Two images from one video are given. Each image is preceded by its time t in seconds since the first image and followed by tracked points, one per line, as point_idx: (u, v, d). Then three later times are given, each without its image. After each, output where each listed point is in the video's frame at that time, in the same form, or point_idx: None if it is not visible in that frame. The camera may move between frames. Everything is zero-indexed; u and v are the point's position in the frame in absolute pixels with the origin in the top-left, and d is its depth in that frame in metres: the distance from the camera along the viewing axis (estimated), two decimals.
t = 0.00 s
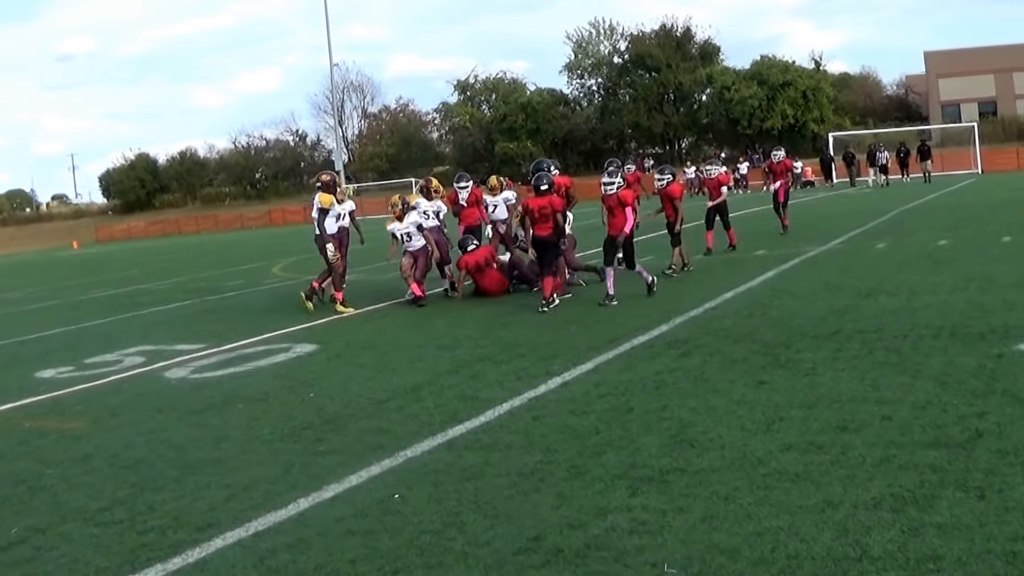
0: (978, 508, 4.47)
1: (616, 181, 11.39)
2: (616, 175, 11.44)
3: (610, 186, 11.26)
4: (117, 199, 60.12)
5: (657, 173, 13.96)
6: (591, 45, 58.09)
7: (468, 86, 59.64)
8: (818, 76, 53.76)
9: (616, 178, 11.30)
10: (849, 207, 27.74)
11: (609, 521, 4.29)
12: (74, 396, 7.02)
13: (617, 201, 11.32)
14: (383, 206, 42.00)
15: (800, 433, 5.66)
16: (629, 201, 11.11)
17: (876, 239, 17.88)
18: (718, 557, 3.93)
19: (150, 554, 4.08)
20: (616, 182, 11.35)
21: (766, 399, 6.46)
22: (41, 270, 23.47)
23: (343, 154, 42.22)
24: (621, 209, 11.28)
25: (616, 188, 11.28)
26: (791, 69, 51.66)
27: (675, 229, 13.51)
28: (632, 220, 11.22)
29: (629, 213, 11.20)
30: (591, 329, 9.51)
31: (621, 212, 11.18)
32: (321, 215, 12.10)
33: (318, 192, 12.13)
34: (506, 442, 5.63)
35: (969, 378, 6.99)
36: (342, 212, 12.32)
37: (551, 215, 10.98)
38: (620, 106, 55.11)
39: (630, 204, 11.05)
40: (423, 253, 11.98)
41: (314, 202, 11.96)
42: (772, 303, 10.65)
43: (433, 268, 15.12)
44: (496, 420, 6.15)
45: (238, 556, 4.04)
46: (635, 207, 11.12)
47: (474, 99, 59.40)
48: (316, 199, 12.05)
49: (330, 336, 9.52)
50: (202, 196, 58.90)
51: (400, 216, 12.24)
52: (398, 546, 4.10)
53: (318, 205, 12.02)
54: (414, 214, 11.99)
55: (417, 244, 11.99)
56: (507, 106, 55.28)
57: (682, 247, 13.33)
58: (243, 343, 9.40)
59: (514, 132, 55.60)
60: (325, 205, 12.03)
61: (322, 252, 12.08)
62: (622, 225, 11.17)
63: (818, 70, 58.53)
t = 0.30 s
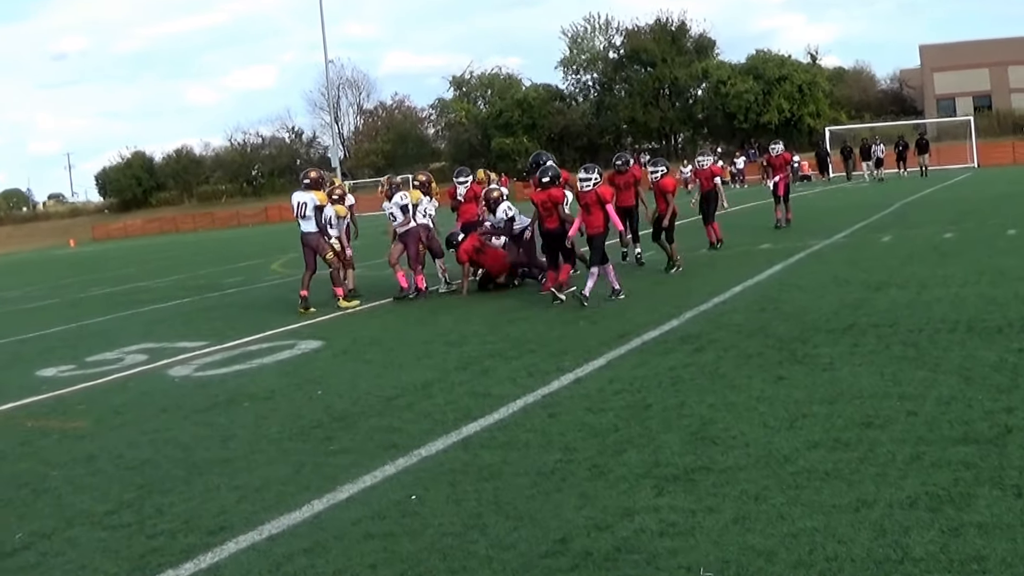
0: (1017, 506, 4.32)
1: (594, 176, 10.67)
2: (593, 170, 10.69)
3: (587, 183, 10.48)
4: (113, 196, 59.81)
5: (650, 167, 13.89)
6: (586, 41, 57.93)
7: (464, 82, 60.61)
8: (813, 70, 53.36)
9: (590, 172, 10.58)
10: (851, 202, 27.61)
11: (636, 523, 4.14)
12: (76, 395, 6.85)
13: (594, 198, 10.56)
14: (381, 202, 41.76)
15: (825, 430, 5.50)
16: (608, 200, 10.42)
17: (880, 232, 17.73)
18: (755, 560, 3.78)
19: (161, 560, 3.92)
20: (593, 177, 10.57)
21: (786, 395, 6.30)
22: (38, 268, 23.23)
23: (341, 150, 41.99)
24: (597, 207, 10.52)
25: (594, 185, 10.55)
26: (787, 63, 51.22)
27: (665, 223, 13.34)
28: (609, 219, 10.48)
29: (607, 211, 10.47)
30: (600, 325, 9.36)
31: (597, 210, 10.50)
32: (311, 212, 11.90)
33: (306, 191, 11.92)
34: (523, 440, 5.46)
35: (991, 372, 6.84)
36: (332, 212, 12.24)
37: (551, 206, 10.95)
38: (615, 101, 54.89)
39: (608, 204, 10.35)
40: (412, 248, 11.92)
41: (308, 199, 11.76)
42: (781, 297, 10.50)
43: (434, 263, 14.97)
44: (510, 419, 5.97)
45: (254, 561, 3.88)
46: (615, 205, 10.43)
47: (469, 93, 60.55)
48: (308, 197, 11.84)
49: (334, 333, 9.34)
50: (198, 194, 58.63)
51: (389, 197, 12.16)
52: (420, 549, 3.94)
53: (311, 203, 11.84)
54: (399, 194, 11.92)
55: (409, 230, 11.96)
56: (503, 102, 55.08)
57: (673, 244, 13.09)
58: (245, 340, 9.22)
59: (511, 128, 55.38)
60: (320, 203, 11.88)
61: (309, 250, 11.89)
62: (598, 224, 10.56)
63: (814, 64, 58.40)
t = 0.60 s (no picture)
0: None
1: (565, 172, 10.27)
2: (564, 166, 10.29)
3: (558, 180, 10.11)
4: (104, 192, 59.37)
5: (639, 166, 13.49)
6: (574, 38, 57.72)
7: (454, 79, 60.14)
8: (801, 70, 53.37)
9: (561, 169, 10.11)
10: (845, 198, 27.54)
11: (669, 524, 4.01)
12: (78, 391, 6.69)
13: (567, 194, 10.18)
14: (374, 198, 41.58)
15: (850, 429, 5.38)
16: (580, 197, 10.07)
17: (878, 229, 17.62)
18: (796, 564, 3.66)
19: (178, 563, 3.77)
20: (564, 174, 10.14)
21: (806, 392, 6.19)
22: (32, 263, 23.02)
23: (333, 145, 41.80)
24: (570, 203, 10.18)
25: (567, 182, 10.15)
26: (774, 62, 51.22)
27: (653, 224, 13.05)
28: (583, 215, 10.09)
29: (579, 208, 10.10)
30: (607, 320, 9.23)
31: (569, 207, 10.15)
32: (307, 207, 11.77)
33: (298, 185, 11.77)
34: (542, 438, 5.34)
35: (1010, 369, 6.73)
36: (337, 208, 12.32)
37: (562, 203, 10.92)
38: (604, 98, 54.70)
39: (580, 202, 10.00)
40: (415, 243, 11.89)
41: (305, 194, 11.63)
42: (787, 293, 10.38)
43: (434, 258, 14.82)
44: (525, 417, 5.84)
45: (277, 564, 3.74)
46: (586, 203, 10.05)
47: (458, 91, 59.90)
48: (304, 192, 11.70)
49: (337, 328, 9.19)
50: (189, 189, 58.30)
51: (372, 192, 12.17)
52: (448, 551, 3.80)
53: (308, 198, 11.71)
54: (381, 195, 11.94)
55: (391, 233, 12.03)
56: (492, 98, 54.89)
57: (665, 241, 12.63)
58: (247, 335, 9.06)
59: (501, 124, 55.21)
60: (316, 197, 11.78)
61: (304, 244, 11.76)
62: (571, 221, 10.22)
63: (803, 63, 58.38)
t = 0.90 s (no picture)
0: None
1: (534, 175, 9.96)
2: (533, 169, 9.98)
3: (526, 184, 9.89)
4: (92, 186, 58.88)
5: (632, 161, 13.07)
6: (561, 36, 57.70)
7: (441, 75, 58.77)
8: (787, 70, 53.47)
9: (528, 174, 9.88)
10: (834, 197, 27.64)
11: (703, 527, 3.90)
12: (78, 387, 6.54)
13: (533, 199, 9.92)
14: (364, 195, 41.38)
15: (874, 429, 5.29)
16: (545, 202, 9.75)
17: (874, 228, 17.58)
18: (840, 568, 3.55)
19: (197, 566, 3.62)
20: (530, 177, 9.89)
21: (825, 392, 6.10)
22: (20, 259, 22.74)
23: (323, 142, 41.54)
24: (538, 208, 9.92)
25: (532, 186, 9.90)
26: (760, 62, 51.25)
27: (641, 222, 12.56)
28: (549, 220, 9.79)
29: (546, 212, 9.81)
30: (612, 318, 9.11)
31: (537, 212, 9.89)
32: (302, 202, 11.59)
33: (294, 180, 11.63)
34: (561, 438, 5.22)
35: None
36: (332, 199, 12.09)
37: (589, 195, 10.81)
38: (591, 96, 54.57)
39: (545, 207, 9.71)
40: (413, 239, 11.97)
41: (301, 187, 11.48)
42: (791, 292, 10.30)
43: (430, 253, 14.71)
44: (541, 417, 5.71)
45: (301, 566, 3.59)
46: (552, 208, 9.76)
47: (446, 88, 58.67)
48: (299, 186, 11.56)
49: (338, 324, 9.05)
50: (178, 184, 57.98)
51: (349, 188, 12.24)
52: (479, 553, 3.68)
53: (304, 192, 11.57)
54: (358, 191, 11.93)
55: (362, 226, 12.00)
56: (480, 96, 54.79)
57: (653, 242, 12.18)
58: (246, 331, 8.91)
59: (488, 122, 55.15)
60: (311, 192, 11.65)
61: (299, 239, 11.50)
62: (538, 227, 9.93)
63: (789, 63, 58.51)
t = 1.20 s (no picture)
0: None
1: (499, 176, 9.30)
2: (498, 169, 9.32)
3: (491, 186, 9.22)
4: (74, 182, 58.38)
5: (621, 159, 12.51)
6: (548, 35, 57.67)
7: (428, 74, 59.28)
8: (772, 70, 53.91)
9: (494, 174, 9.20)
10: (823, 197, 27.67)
11: (737, 532, 3.77)
12: (73, 385, 6.35)
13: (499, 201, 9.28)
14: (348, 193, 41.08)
15: (897, 431, 5.17)
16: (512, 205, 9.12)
17: (868, 228, 17.49)
18: None
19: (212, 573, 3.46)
20: (497, 178, 9.23)
21: (841, 392, 5.97)
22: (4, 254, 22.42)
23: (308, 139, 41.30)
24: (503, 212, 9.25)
25: (498, 188, 9.25)
26: (746, 62, 51.72)
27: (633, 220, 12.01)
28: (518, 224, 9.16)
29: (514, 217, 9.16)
30: (614, 317, 8.97)
31: (502, 215, 9.23)
32: (294, 196, 11.37)
33: (288, 174, 11.41)
34: (577, 440, 5.07)
35: None
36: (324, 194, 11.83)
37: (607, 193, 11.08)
38: (576, 96, 54.18)
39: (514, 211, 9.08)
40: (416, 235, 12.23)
41: (294, 183, 11.24)
42: (793, 291, 10.19)
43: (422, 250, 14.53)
44: (554, 418, 5.56)
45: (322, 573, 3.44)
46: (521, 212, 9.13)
47: (432, 86, 59.40)
48: (293, 180, 11.31)
49: (335, 321, 8.88)
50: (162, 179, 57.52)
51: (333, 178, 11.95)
52: (507, 560, 3.53)
53: (297, 186, 11.32)
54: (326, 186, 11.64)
55: (319, 221, 11.57)
56: (466, 95, 54.61)
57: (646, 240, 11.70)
58: (241, 328, 8.73)
59: (473, 120, 54.97)
60: (305, 186, 11.38)
61: (288, 234, 11.42)
62: (504, 231, 9.23)
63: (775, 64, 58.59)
